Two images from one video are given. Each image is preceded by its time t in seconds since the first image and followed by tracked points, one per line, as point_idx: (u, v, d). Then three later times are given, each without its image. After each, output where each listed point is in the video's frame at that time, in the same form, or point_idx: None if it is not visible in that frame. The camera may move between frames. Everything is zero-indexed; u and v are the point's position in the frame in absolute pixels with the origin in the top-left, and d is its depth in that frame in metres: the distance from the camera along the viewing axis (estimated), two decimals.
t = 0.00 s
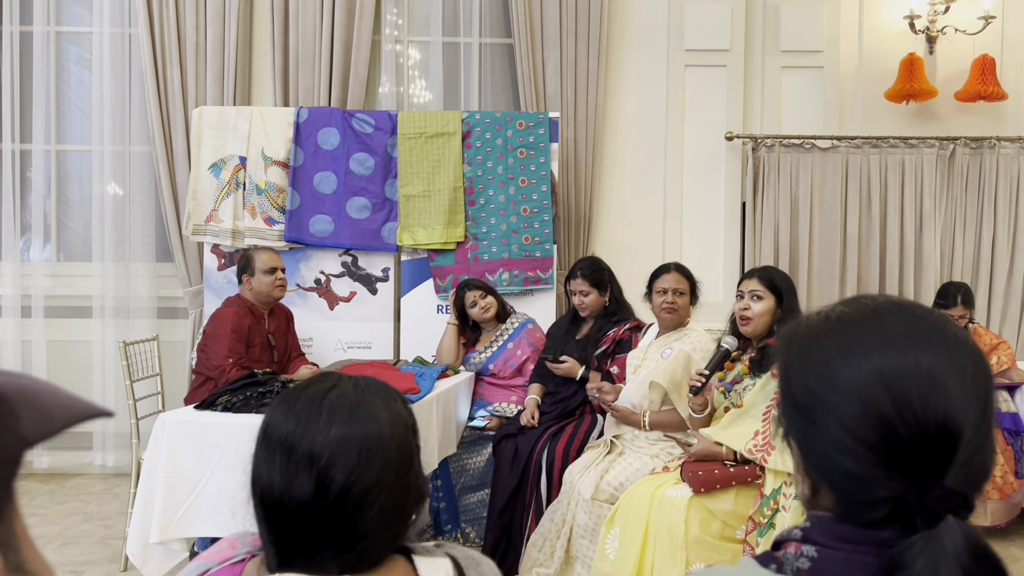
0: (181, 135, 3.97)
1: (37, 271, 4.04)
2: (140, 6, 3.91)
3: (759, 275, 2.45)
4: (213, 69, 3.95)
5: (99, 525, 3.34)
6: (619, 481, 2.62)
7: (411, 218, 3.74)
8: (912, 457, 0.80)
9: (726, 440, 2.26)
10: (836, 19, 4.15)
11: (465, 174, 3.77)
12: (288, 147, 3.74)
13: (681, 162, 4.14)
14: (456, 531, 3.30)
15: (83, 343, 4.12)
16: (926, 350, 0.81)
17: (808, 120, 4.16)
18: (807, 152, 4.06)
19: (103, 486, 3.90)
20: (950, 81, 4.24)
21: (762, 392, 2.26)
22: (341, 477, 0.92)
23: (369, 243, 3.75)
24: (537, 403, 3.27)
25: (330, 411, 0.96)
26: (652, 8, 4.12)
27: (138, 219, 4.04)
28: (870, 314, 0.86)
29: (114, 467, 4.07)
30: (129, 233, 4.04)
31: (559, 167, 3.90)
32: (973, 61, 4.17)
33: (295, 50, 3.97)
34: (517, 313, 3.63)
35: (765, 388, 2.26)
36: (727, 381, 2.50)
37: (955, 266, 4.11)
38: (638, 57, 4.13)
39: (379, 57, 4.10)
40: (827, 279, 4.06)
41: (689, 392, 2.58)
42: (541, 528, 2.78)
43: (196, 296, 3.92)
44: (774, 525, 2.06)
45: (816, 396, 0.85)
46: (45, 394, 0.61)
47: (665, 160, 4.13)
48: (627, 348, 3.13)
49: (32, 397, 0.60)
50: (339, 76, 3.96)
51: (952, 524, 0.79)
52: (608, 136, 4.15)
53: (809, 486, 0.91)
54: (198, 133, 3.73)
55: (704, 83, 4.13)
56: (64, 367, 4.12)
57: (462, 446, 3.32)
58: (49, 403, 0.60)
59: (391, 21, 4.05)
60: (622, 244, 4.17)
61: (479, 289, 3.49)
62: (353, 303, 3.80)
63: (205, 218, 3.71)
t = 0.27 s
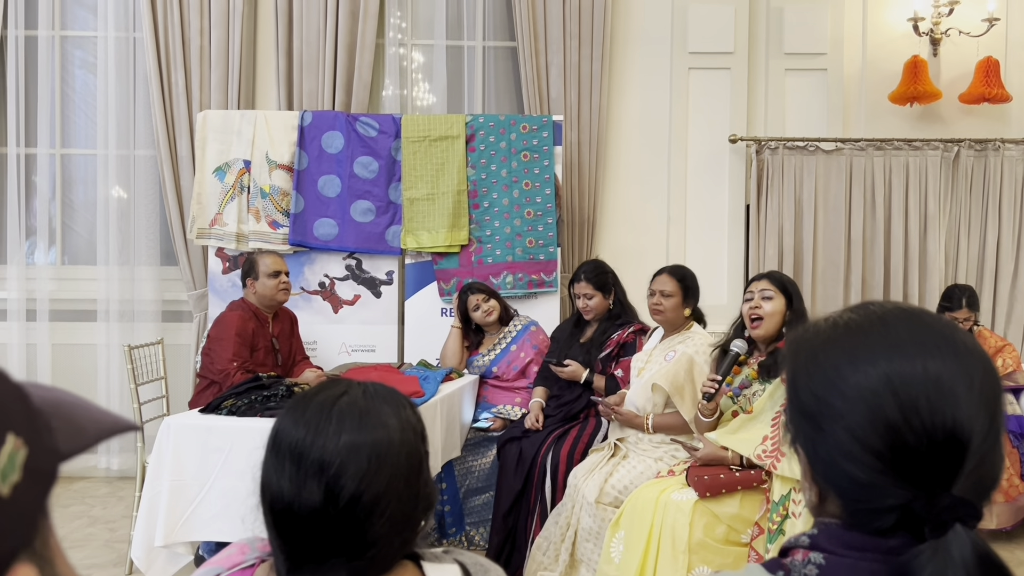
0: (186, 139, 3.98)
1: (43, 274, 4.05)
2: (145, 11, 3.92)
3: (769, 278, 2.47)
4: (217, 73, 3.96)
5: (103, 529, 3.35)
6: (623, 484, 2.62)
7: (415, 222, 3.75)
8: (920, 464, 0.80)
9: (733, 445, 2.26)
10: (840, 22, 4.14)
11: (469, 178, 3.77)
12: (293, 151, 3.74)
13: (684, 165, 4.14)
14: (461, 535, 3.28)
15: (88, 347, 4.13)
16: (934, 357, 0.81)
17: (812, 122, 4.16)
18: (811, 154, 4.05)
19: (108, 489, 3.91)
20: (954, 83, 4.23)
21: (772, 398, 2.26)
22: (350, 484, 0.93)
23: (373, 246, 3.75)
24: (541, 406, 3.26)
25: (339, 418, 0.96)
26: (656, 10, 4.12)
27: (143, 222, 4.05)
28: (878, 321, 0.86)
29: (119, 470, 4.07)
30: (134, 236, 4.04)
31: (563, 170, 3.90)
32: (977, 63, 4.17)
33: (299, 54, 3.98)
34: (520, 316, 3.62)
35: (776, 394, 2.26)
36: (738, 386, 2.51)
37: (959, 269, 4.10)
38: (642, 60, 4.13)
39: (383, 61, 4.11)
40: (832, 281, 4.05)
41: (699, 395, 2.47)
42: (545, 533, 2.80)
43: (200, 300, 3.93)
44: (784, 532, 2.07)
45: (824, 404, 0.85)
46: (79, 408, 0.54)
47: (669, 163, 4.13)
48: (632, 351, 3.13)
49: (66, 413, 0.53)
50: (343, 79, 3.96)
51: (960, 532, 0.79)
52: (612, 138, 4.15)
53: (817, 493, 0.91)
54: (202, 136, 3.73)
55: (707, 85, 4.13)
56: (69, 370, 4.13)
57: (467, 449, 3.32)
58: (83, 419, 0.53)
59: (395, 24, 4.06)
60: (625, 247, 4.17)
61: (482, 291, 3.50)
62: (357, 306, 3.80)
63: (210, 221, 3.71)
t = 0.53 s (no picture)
0: (191, 145, 3.99)
1: (49, 280, 4.06)
2: (150, 17, 3.93)
3: (765, 287, 2.46)
4: (222, 80, 3.97)
5: (109, 535, 3.36)
6: (627, 491, 2.63)
7: (420, 227, 3.75)
8: (934, 484, 0.80)
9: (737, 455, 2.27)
10: (845, 27, 4.14)
11: (473, 183, 3.78)
12: (298, 157, 3.75)
13: (689, 171, 4.14)
14: (465, 541, 3.27)
15: (93, 352, 4.13)
16: (948, 375, 0.81)
17: (817, 127, 4.16)
18: (815, 159, 4.06)
19: (114, 494, 3.92)
20: (959, 88, 4.23)
21: (775, 406, 2.27)
22: (361, 500, 0.93)
23: (378, 252, 3.76)
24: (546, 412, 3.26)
25: (350, 433, 0.96)
26: (660, 15, 4.12)
27: (148, 228, 4.06)
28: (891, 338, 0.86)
29: (124, 476, 4.09)
30: (140, 242, 4.05)
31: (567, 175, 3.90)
32: (982, 68, 4.16)
33: (304, 60, 3.98)
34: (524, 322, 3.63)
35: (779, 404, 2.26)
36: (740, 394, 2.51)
37: (965, 274, 4.10)
38: (646, 64, 4.13)
39: (388, 67, 4.12)
40: (837, 286, 4.04)
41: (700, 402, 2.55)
42: (550, 539, 2.77)
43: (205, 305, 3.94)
44: (789, 544, 2.10)
45: (837, 421, 0.85)
46: (93, 438, 0.56)
47: (673, 168, 4.13)
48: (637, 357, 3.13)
49: (80, 444, 0.55)
50: (348, 85, 3.97)
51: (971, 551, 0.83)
52: (617, 143, 4.15)
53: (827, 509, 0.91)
54: (208, 143, 3.74)
55: (712, 90, 4.13)
56: (75, 376, 4.13)
57: (471, 454, 3.31)
58: (97, 448, 0.56)
59: (400, 30, 4.06)
60: (630, 252, 4.17)
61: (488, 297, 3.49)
62: (362, 312, 3.80)
63: (215, 227, 3.72)
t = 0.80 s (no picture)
0: (199, 155, 4.00)
1: (57, 289, 4.07)
2: (158, 27, 3.95)
3: (768, 301, 2.44)
4: (230, 89, 3.99)
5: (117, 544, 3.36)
6: (637, 501, 2.62)
7: (427, 237, 3.76)
8: (959, 511, 0.80)
9: (745, 468, 2.27)
10: (852, 36, 4.14)
11: (480, 193, 3.78)
12: (305, 167, 3.76)
13: (696, 180, 4.14)
14: (473, 552, 3.27)
15: (101, 361, 4.14)
16: (972, 402, 0.81)
17: (823, 136, 4.16)
18: (823, 168, 4.06)
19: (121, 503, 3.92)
20: (966, 96, 4.23)
21: (784, 421, 2.27)
22: (381, 523, 0.93)
23: (385, 262, 3.76)
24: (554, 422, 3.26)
25: (369, 455, 0.96)
26: (666, 24, 4.13)
27: (156, 237, 4.07)
28: (914, 364, 0.86)
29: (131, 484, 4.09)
30: (148, 251, 4.06)
31: (574, 184, 3.90)
32: (989, 76, 4.16)
33: (311, 70, 4.00)
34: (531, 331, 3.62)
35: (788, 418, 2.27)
36: (749, 405, 2.51)
37: (973, 282, 4.09)
38: (652, 73, 4.14)
39: (395, 76, 4.13)
40: (845, 295, 4.03)
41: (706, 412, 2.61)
42: (558, 550, 2.77)
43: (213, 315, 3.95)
44: (801, 562, 2.10)
45: (859, 447, 0.85)
46: (128, 487, 0.72)
47: (680, 176, 4.13)
48: (645, 368, 3.13)
49: (117, 491, 0.71)
50: (355, 95, 3.98)
51: None
52: (623, 152, 4.15)
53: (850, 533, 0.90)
54: (216, 152, 3.75)
55: (718, 99, 4.13)
56: (83, 385, 4.14)
57: (479, 464, 3.32)
58: (133, 496, 0.71)
59: (407, 39, 4.08)
60: (636, 260, 4.17)
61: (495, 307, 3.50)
62: (369, 321, 3.80)
63: (223, 237, 3.73)
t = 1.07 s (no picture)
0: (207, 162, 4.02)
1: (65, 296, 4.08)
2: (167, 35, 3.97)
3: (778, 308, 2.41)
4: (238, 97, 4.00)
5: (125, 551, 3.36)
6: (646, 510, 2.62)
7: (435, 244, 3.76)
8: (987, 522, 0.80)
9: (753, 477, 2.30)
10: (859, 43, 4.15)
11: (488, 200, 3.79)
12: (313, 174, 3.77)
13: (703, 187, 4.14)
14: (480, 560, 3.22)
15: (108, 368, 4.15)
16: (999, 414, 0.81)
17: (831, 143, 4.16)
18: (830, 176, 4.07)
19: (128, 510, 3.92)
20: (973, 103, 4.23)
21: (792, 428, 2.28)
22: (405, 535, 0.93)
23: (393, 269, 3.77)
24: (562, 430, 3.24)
25: (391, 467, 0.96)
26: (672, 31, 4.14)
27: (164, 244, 4.08)
28: (939, 376, 0.86)
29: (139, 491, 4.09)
30: (156, 258, 4.07)
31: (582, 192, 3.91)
32: (997, 83, 4.16)
33: (319, 77, 4.01)
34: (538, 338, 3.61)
35: (795, 424, 2.27)
36: (759, 412, 2.49)
37: (981, 290, 4.08)
38: (659, 80, 4.15)
39: (402, 83, 4.14)
40: (852, 302, 4.03)
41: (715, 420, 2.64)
42: (567, 558, 2.77)
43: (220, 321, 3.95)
44: (812, 569, 2.14)
45: (886, 459, 0.84)
46: (193, 511, 0.71)
47: (687, 183, 4.13)
48: (653, 375, 3.12)
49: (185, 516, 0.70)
50: (363, 102, 3.99)
51: None
52: (630, 159, 4.16)
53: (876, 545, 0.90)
54: (224, 160, 3.77)
55: (725, 107, 4.13)
56: (91, 392, 4.14)
57: (487, 471, 3.29)
58: (200, 519, 0.71)
59: (414, 47, 4.09)
60: (643, 267, 4.17)
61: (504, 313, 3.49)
62: (377, 328, 3.81)
63: (231, 244, 3.74)
